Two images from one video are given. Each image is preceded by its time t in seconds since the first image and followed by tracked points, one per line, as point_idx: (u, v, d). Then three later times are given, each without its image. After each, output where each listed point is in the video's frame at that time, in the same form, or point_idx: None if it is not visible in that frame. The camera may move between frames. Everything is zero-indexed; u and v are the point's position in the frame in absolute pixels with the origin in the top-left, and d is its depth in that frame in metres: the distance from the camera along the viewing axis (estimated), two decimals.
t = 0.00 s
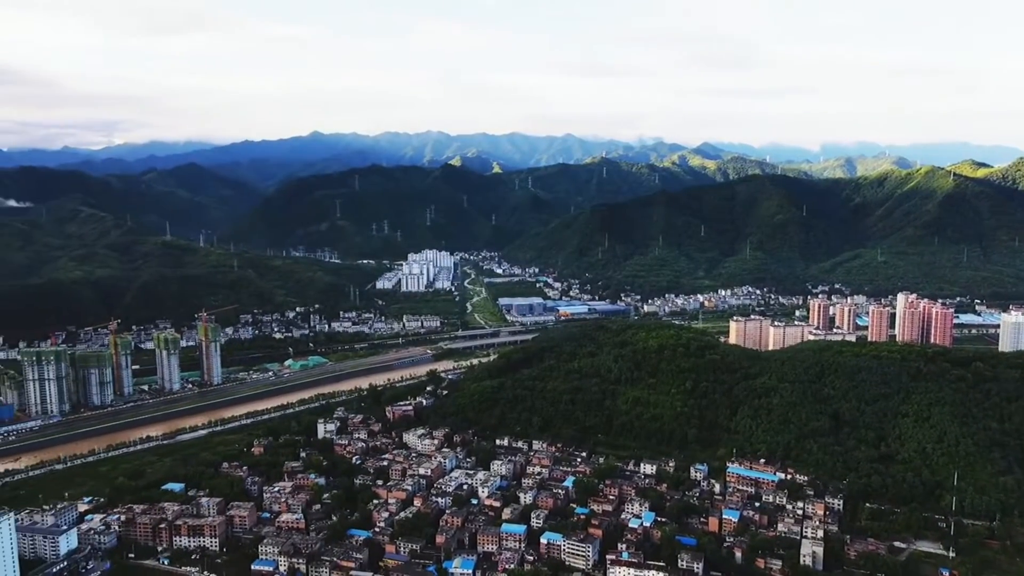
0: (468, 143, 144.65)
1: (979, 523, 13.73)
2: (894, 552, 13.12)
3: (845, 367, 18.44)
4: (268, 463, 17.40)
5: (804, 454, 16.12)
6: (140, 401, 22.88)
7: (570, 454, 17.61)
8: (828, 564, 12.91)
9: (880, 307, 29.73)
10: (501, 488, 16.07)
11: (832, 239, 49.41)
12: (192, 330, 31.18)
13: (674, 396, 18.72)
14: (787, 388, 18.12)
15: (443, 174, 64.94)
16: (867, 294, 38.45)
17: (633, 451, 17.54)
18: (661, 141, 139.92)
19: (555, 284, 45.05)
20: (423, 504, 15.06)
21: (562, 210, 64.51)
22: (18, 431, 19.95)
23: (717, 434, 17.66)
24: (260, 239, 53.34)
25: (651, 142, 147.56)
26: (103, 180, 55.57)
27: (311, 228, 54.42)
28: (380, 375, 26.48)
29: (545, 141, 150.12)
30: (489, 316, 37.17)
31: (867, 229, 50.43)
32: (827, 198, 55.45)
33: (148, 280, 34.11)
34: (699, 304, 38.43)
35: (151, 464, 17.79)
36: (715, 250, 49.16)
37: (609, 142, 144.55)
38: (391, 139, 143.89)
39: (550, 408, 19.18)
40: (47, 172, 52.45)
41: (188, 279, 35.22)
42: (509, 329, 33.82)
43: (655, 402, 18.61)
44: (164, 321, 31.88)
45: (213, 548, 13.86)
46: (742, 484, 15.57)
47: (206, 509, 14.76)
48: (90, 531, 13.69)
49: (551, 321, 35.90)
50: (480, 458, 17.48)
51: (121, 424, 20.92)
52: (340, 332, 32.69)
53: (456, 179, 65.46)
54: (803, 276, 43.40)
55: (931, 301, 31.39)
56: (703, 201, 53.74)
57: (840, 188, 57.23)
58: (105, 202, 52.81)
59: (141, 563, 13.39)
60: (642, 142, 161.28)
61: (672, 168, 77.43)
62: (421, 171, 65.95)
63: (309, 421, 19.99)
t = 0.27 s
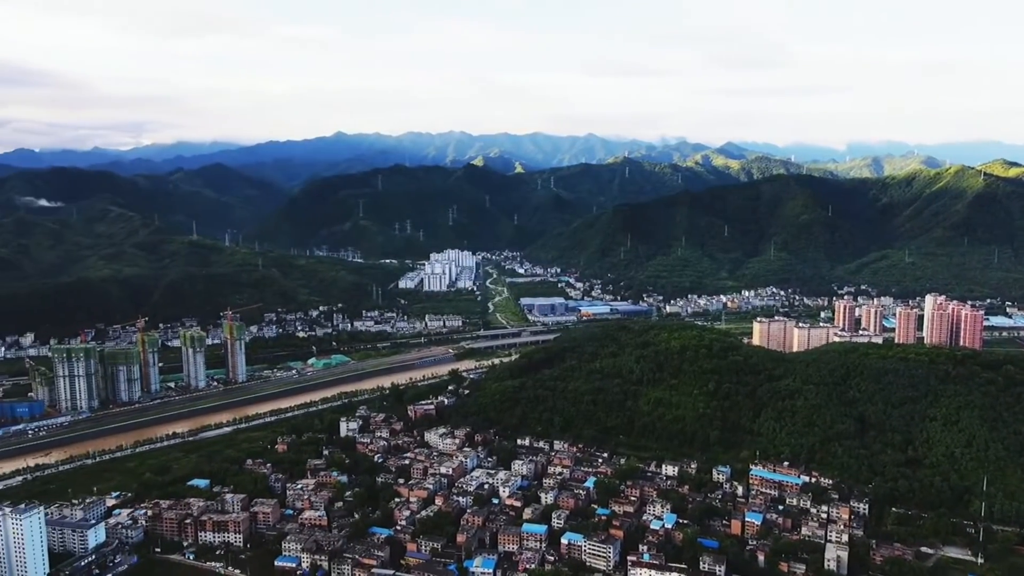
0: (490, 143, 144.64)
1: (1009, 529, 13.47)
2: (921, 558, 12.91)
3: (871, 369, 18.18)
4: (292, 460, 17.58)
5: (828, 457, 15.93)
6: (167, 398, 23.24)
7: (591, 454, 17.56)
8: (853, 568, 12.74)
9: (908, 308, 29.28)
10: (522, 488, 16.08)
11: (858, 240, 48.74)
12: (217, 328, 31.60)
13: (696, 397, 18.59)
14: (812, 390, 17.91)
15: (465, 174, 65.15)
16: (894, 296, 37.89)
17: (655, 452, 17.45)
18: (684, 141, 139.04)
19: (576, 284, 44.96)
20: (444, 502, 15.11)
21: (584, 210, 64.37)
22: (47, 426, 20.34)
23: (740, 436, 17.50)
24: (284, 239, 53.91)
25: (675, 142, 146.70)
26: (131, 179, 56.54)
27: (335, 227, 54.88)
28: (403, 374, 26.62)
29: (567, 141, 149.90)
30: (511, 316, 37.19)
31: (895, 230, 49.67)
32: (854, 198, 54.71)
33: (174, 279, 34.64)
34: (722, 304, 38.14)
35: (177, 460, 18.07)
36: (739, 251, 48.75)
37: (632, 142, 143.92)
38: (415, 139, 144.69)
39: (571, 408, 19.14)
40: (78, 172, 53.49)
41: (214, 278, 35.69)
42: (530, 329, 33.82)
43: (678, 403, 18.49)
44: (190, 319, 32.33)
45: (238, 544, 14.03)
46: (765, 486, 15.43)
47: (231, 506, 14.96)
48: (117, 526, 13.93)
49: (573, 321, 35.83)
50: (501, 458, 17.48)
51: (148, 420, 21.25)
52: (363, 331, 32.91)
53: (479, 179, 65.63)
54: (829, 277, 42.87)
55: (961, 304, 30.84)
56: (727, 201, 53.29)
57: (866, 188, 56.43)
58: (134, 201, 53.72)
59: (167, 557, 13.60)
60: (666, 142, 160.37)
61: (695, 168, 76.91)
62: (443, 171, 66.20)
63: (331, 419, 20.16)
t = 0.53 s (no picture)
0: (513, 143, 144.76)
1: None
2: (949, 564, 12.70)
3: (898, 372, 17.91)
4: (315, 458, 17.73)
5: (853, 461, 15.73)
6: (193, 395, 23.56)
7: (612, 455, 17.50)
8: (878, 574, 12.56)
9: (936, 311, 28.81)
10: (543, 488, 16.07)
11: (885, 240, 48.04)
12: (242, 326, 31.98)
13: (719, 398, 18.44)
14: (837, 392, 17.68)
15: (488, 174, 65.25)
16: (922, 297, 37.30)
17: (677, 454, 17.35)
18: (708, 141, 138.05)
19: (598, 284, 44.84)
20: (465, 501, 15.14)
21: (607, 209, 64.15)
22: (76, 422, 20.72)
23: (763, 438, 17.34)
24: (308, 238, 54.39)
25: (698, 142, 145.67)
26: (159, 179, 57.43)
27: (358, 227, 55.27)
28: (424, 373, 26.74)
29: (590, 141, 149.51)
30: (532, 316, 37.18)
31: (923, 230, 48.90)
32: (881, 198, 53.92)
33: (200, 278, 35.12)
34: (746, 305, 37.81)
35: (202, 457, 18.31)
36: (763, 251, 48.29)
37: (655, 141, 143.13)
38: (438, 139, 145.26)
39: (592, 409, 19.10)
40: (107, 172, 54.44)
41: (239, 276, 36.12)
42: (552, 329, 33.78)
43: (700, 404, 18.36)
44: (215, 317, 32.75)
45: (261, 540, 14.18)
46: (789, 489, 15.27)
47: (255, 502, 15.12)
48: (144, 521, 14.15)
49: (594, 321, 35.74)
50: (522, 458, 17.49)
51: (174, 417, 21.56)
52: (385, 330, 33.10)
53: (501, 179, 65.71)
54: (855, 278, 42.31)
55: (991, 306, 30.28)
56: (751, 201, 52.81)
57: (894, 188, 55.61)
58: (161, 201, 54.53)
59: (192, 552, 13.79)
60: (689, 142, 159.33)
61: (719, 168, 76.32)
62: (466, 171, 66.37)
63: (354, 418, 20.30)
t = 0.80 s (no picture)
0: (535, 143, 144.77)
1: None
2: (977, 570, 12.47)
3: (925, 375, 17.63)
4: (337, 456, 17.86)
5: (879, 464, 15.51)
6: (218, 392, 23.85)
7: (634, 456, 17.43)
8: None
9: (965, 312, 28.30)
10: (564, 488, 16.04)
11: (913, 241, 47.30)
12: (266, 325, 32.31)
13: (741, 400, 18.28)
14: (863, 395, 17.44)
15: (510, 174, 65.32)
16: (950, 299, 36.67)
17: (699, 455, 17.24)
18: (732, 141, 136.90)
19: (620, 285, 44.69)
20: (486, 501, 15.15)
21: (629, 209, 63.90)
22: (104, 418, 21.07)
23: (787, 440, 17.16)
24: (331, 237, 54.84)
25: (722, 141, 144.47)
26: (186, 179, 58.26)
27: (381, 227, 55.60)
28: (446, 372, 26.82)
29: (613, 141, 148.96)
30: (554, 316, 37.15)
31: (952, 231, 48.07)
32: (909, 197, 53.08)
33: (226, 277, 35.57)
34: (770, 307, 37.45)
35: (227, 453, 18.53)
36: (787, 251, 47.79)
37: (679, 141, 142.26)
38: (460, 139, 145.70)
39: (614, 409, 19.03)
40: (136, 173, 55.34)
41: (264, 275, 36.51)
42: (573, 329, 33.71)
43: (723, 406, 18.21)
44: (241, 315, 33.13)
45: (284, 537, 14.32)
46: (813, 493, 15.09)
47: (278, 499, 15.26)
48: (170, 516, 14.35)
49: (616, 321, 35.61)
50: (543, 458, 17.48)
51: (199, 413, 21.85)
52: (408, 329, 33.27)
53: (523, 179, 65.75)
54: (881, 279, 41.71)
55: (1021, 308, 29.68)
56: (775, 200, 52.27)
57: (922, 187, 54.71)
58: (188, 201, 55.31)
59: (216, 548, 13.96)
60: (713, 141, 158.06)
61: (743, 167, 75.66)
62: (488, 171, 66.50)
63: (376, 416, 20.42)
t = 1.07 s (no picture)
0: (558, 143, 144.65)
1: None
2: None
3: (954, 378, 17.33)
4: (360, 454, 17.98)
5: (906, 468, 15.29)
6: (242, 390, 24.12)
7: (655, 457, 17.35)
8: None
9: (996, 315, 27.75)
10: (585, 489, 16.01)
11: (942, 242, 46.49)
12: (290, 323, 32.62)
13: (765, 402, 18.10)
14: (890, 398, 17.19)
15: (532, 174, 65.32)
16: (980, 301, 36.01)
17: (721, 457, 17.11)
18: (756, 140, 135.55)
19: (642, 285, 44.47)
20: (507, 500, 15.16)
21: (651, 209, 63.56)
22: (132, 415, 21.42)
23: (811, 443, 16.97)
24: (354, 237, 55.24)
25: (746, 141, 143.11)
26: (213, 179, 59.04)
27: (403, 226, 55.89)
28: (467, 372, 26.87)
29: (636, 140, 148.24)
30: (575, 316, 37.07)
31: (982, 232, 47.17)
32: (938, 197, 52.17)
33: (251, 276, 35.98)
34: (794, 308, 37.04)
35: (251, 450, 18.75)
36: (812, 252, 47.25)
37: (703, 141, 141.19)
38: (483, 139, 146.00)
39: (636, 410, 18.95)
40: (163, 173, 56.19)
41: (288, 274, 36.87)
42: (595, 330, 33.62)
43: (746, 407, 18.05)
44: (265, 314, 33.49)
45: (307, 534, 14.46)
46: (837, 496, 14.92)
47: (301, 496, 15.41)
48: (196, 511, 14.55)
49: (638, 321, 35.46)
50: (564, 458, 17.46)
51: (224, 411, 22.13)
52: (429, 329, 33.40)
53: (545, 179, 65.72)
54: (909, 280, 41.06)
55: None
56: (800, 200, 51.68)
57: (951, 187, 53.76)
58: (215, 200, 56.04)
59: (240, 543, 14.13)
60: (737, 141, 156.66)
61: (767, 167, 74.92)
62: (510, 171, 66.56)
63: (398, 415, 20.52)
